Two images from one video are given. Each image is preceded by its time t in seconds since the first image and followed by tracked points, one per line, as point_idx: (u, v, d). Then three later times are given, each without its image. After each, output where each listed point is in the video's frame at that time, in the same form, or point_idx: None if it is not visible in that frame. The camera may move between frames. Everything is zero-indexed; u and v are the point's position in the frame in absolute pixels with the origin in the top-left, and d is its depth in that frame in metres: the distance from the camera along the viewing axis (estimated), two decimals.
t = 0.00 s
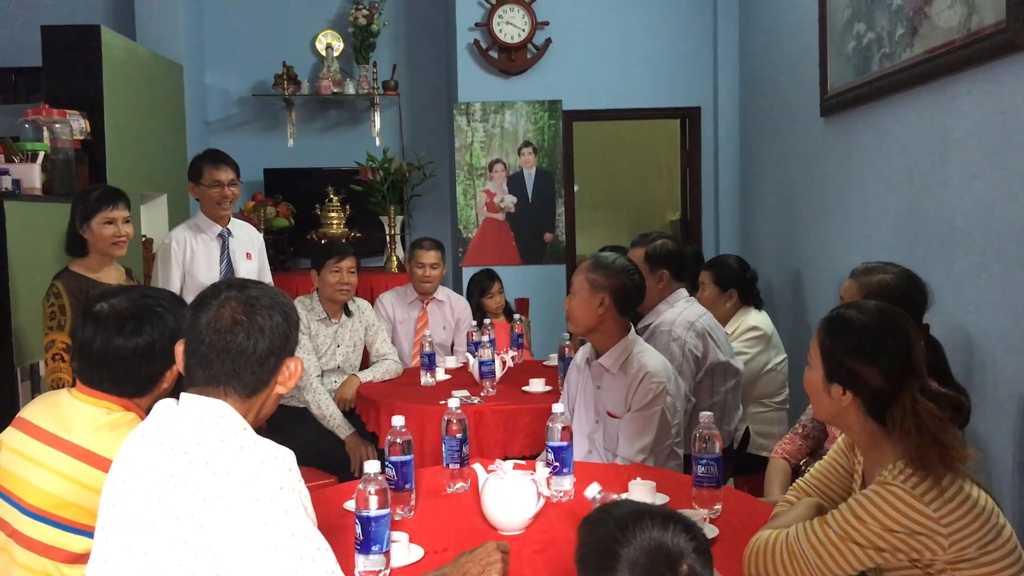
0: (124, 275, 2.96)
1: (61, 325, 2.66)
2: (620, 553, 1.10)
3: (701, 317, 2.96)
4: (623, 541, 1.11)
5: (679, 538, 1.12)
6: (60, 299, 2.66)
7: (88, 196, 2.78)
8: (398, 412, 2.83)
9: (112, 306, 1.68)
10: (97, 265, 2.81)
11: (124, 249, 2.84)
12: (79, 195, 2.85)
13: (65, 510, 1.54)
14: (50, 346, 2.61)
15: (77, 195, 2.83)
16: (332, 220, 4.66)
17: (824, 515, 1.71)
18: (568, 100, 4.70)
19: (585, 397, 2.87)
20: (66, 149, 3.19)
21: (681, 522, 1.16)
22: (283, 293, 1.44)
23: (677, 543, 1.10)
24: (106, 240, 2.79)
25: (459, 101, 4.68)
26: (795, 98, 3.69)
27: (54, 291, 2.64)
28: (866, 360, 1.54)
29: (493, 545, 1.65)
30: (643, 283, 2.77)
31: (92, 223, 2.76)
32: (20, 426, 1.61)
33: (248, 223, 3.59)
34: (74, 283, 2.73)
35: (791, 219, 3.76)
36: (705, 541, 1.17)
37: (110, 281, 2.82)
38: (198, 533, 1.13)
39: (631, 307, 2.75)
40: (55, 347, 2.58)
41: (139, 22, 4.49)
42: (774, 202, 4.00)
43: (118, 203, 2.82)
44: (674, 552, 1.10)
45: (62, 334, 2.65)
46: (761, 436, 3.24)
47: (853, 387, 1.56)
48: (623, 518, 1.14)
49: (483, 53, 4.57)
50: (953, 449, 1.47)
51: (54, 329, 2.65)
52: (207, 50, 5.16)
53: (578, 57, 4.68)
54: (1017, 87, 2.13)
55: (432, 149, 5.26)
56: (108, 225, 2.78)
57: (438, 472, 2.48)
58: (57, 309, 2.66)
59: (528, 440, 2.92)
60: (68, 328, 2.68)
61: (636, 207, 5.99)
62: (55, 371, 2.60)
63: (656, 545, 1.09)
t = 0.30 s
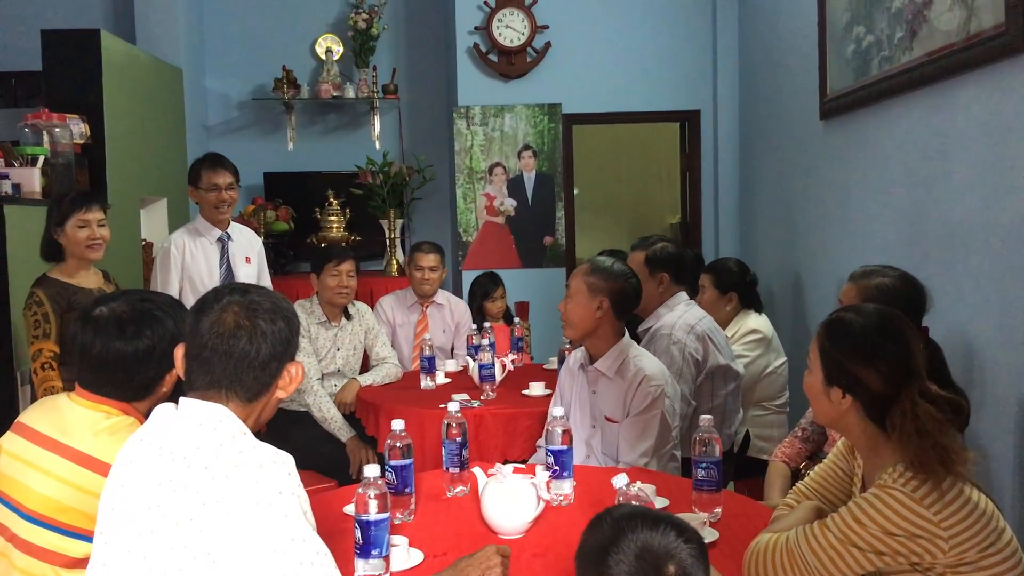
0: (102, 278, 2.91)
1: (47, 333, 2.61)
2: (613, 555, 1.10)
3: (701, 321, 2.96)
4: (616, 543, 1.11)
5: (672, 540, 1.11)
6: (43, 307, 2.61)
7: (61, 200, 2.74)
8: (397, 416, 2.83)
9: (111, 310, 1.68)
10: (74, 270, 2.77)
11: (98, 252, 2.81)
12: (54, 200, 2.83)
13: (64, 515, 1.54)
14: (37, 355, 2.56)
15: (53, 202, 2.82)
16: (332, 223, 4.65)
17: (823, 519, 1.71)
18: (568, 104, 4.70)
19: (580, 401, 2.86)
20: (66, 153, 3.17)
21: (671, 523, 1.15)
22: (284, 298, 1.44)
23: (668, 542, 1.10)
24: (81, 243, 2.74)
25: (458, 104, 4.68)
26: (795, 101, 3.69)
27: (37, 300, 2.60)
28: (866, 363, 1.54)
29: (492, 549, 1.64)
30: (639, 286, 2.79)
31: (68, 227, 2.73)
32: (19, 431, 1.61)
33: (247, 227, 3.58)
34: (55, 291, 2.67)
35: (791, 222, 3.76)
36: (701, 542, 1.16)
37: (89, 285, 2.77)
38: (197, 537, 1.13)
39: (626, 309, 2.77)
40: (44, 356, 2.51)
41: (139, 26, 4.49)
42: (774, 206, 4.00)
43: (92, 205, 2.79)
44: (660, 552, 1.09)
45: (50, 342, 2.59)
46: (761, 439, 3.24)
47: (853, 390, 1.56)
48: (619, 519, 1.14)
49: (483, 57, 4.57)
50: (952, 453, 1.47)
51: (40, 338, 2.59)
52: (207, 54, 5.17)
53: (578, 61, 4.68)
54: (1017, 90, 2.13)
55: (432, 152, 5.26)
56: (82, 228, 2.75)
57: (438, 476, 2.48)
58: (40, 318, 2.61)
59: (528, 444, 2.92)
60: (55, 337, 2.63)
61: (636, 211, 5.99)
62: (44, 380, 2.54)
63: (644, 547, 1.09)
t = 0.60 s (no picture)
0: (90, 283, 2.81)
1: (32, 340, 2.56)
2: (623, 561, 1.10)
3: (703, 323, 2.96)
4: (627, 547, 1.11)
5: (685, 546, 1.10)
6: (27, 313, 2.56)
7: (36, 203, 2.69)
8: (399, 418, 2.83)
9: (107, 311, 1.69)
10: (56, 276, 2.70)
11: (77, 255, 2.75)
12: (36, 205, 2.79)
13: (66, 518, 1.54)
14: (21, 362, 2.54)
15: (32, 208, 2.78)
16: (333, 226, 4.66)
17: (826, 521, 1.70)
18: (569, 106, 4.70)
19: (580, 403, 2.85)
20: (69, 156, 3.15)
21: (682, 528, 1.14)
22: (283, 300, 1.44)
23: (681, 551, 1.09)
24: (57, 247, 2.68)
25: (460, 107, 4.69)
26: (796, 103, 3.69)
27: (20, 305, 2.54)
28: (867, 366, 1.54)
29: (494, 552, 1.64)
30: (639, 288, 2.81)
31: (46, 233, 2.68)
32: (20, 433, 1.61)
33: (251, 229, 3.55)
34: (41, 297, 2.61)
35: (793, 224, 3.76)
36: (711, 546, 1.16)
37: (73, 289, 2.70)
38: (198, 540, 1.13)
39: (628, 311, 2.78)
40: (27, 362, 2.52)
41: (142, 29, 4.50)
42: (776, 208, 4.00)
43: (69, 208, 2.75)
44: (674, 562, 1.08)
45: (34, 348, 2.56)
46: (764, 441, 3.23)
47: (853, 392, 1.56)
48: (630, 523, 1.14)
49: (485, 60, 4.57)
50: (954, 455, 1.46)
51: (24, 345, 2.56)
52: (210, 57, 5.17)
53: (580, 63, 4.68)
54: (1019, 91, 2.13)
55: (434, 154, 5.26)
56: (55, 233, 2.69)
57: (440, 478, 2.48)
58: (25, 325, 2.56)
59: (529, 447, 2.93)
60: (41, 343, 2.58)
61: (637, 213, 5.98)
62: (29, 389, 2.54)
63: (656, 555, 1.09)
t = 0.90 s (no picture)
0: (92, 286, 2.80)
1: (30, 343, 2.56)
2: (628, 568, 1.09)
3: (711, 326, 2.95)
4: (631, 554, 1.10)
5: (690, 555, 1.10)
6: (25, 316, 2.56)
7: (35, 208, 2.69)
8: (407, 421, 2.83)
9: (114, 315, 1.70)
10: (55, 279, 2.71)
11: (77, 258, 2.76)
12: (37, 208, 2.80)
13: (74, 521, 1.54)
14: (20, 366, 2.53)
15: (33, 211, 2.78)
16: (341, 229, 4.66)
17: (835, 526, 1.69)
18: (577, 109, 4.70)
19: (587, 406, 2.85)
20: (78, 159, 3.14)
21: (687, 536, 1.14)
22: (289, 302, 1.44)
23: (688, 559, 1.09)
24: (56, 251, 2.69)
25: (468, 110, 4.69)
26: (804, 106, 3.68)
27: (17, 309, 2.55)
28: (875, 370, 1.53)
29: (501, 556, 1.64)
30: (642, 290, 2.80)
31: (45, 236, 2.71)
32: (29, 437, 1.61)
33: (261, 231, 3.52)
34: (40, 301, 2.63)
35: (802, 226, 3.74)
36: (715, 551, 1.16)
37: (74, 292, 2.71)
38: (205, 544, 1.13)
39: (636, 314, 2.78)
40: (25, 366, 2.51)
41: (151, 33, 4.52)
42: (785, 210, 3.98)
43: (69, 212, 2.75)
44: (681, 570, 1.08)
45: (33, 352, 2.56)
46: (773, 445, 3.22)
47: (863, 397, 1.55)
48: (634, 531, 1.13)
49: (493, 62, 4.58)
50: (964, 460, 1.45)
51: (23, 349, 2.55)
52: (218, 61, 5.19)
53: (588, 65, 4.68)
54: None
55: (442, 157, 5.26)
56: (55, 236, 2.69)
57: (447, 482, 2.48)
58: (23, 329, 2.56)
59: (538, 450, 2.92)
60: (40, 347, 2.58)
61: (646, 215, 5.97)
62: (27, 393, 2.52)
63: (661, 561, 1.08)
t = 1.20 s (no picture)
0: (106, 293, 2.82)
1: (51, 343, 2.55)
2: (643, 575, 1.09)
3: (726, 330, 2.94)
4: (645, 561, 1.10)
5: (707, 563, 1.09)
6: (41, 318, 2.56)
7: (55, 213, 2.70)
8: (421, 425, 2.83)
9: (131, 319, 1.73)
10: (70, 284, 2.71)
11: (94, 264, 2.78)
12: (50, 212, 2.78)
13: (92, 525, 1.55)
14: (43, 365, 2.51)
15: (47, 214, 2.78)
16: (356, 233, 4.67)
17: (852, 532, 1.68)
18: (591, 113, 4.69)
19: (601, 411, 2.85)
20: (95, 165, 3.16)
21: (705, 545, 1.12)
22: (307, 308, 1.45)
23: (704, 565, 1.08)
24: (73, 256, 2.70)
25: (482, 114, 4.69)
26: (820, 110, 3.67)
27: (33, 311, 2.56)
28: (893, 375, 1.52)
29: (517, 561, 1.64)
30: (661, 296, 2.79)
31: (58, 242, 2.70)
32: (46, 441, 1.62)
33: (277, 236, 3.54)
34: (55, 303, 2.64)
35: (818, 230, 3.72)
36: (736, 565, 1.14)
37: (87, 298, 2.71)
38: (222, 548, 1.14)
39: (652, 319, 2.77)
40: (48, 362, 2.50)
41: (168, 38, 4.54)
42: (801, 214, 3.96)
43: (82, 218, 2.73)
44: None
45: (55, 351, 2.54)
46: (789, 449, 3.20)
47: (881, 402, 1.54)
48: (649, 537, 1.13)
49: (507, 67, 4.58)
50: (983, 466, 1.45)
51: (44, 348, 2.53)
52: (234, 66, 5.22)
53: (602, 69, 4.68)
54: None
55: (456, 162, 5.27)
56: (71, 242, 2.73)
57: (462, 486, 2.48)
58: (41, 329, 2.55)
59: (552, 454, 2.92)
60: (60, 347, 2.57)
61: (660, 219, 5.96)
62: (58, 389, 2.49)
63: (675, 565, 1.08)
